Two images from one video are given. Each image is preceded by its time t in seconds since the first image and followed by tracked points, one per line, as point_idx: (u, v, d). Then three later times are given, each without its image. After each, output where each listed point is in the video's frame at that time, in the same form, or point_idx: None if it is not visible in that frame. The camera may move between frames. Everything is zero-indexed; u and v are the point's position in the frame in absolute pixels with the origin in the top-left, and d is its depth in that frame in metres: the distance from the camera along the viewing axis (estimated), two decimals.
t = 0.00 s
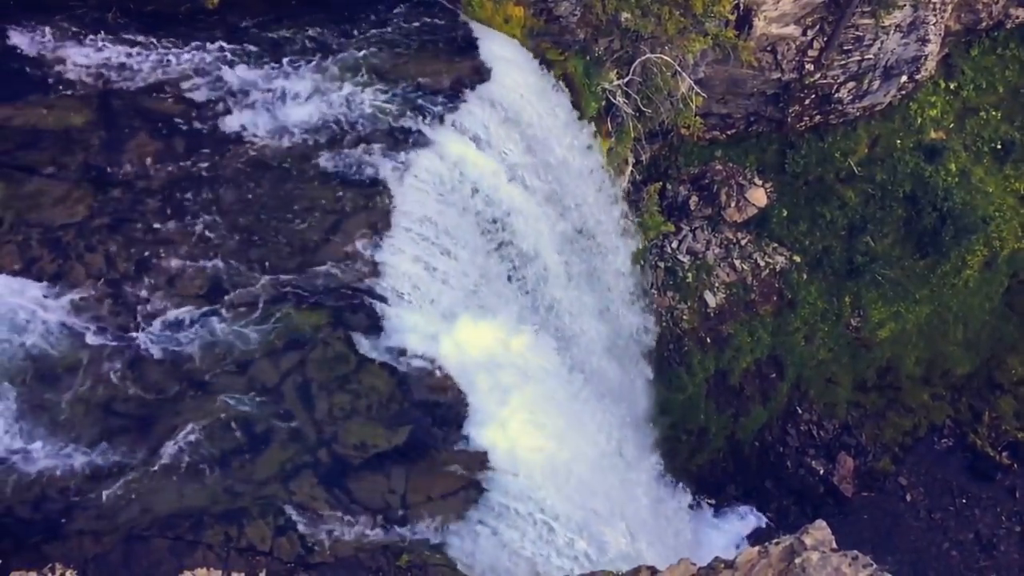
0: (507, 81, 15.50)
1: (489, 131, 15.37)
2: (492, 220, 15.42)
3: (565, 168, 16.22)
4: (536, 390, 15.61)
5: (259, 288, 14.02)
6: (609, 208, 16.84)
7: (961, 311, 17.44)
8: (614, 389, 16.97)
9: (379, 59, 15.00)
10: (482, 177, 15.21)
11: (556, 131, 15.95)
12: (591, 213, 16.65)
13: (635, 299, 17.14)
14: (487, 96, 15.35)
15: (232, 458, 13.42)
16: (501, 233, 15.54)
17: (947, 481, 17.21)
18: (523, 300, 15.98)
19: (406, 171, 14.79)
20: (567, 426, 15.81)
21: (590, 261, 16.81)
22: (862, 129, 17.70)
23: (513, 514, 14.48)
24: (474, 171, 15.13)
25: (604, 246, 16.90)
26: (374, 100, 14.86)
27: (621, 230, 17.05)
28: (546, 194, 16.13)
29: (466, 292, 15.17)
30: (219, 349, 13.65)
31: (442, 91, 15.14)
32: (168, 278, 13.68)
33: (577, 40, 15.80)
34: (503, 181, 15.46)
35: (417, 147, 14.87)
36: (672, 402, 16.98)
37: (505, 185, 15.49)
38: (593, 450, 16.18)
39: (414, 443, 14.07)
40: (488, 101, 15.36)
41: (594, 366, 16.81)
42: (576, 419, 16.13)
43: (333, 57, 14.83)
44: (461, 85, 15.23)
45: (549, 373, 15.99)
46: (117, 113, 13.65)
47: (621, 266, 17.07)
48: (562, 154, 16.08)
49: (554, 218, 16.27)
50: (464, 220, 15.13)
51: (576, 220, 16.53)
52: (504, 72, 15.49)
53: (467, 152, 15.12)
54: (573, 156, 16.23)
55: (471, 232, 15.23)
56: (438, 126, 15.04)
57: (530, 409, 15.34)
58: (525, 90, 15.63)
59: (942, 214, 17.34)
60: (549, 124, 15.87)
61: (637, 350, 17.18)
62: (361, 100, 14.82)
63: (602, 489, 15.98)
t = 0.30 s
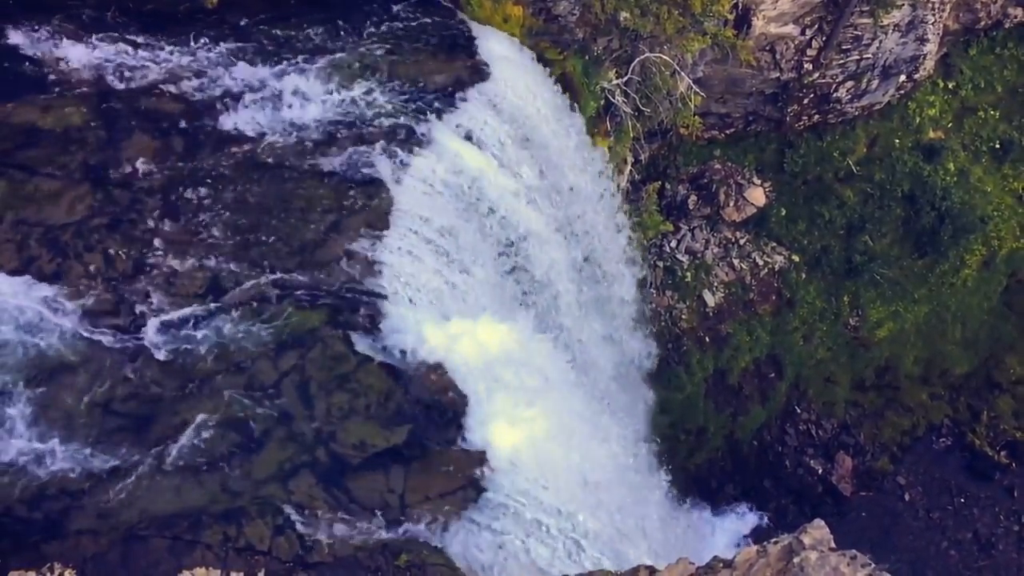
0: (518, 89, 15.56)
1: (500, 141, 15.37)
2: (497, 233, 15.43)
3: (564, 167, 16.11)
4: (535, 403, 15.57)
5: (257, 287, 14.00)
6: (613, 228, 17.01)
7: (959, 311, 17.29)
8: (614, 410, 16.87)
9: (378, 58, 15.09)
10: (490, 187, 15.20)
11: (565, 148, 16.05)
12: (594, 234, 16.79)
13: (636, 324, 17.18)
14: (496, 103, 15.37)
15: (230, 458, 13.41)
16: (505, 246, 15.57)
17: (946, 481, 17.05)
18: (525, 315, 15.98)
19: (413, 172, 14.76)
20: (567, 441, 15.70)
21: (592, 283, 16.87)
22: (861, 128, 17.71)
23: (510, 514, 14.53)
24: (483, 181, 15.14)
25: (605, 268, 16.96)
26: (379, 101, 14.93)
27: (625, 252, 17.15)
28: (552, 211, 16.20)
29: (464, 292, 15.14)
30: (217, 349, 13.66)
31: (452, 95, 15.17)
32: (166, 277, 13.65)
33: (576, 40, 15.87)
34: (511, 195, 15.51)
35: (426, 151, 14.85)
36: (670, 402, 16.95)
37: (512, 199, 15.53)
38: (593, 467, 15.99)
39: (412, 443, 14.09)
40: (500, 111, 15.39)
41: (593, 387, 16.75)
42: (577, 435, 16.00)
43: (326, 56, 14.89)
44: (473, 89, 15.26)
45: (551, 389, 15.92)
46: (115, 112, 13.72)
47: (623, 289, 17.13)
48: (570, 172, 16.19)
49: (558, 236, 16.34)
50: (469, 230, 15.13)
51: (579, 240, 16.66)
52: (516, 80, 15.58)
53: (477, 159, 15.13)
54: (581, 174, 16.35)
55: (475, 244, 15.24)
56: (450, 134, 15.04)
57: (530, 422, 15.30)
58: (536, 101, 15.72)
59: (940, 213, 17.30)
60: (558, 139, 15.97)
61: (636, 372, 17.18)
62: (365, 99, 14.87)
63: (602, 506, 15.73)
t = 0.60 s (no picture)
0: (533, 106, 15.97)
1: (511, 158, 15.88)
2: (507, 247, 15.76)
3: (558, 165, 16.37)
4: (536, 418, 15.65)
5: (256, 285, 14.10)
6: (618, 253, 17.24)
7: (958, 309, 17.14)
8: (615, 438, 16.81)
9: (374, 57, 15.09)
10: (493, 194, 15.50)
11: (574, 169, 16.52)
12: (598, 258, 17.12)
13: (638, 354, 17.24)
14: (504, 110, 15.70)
15: (229, 457, 13.46)
16: (505, 254, 15.85)
17: (945, 479, 17.01)
18: (528, 331, 16.19)
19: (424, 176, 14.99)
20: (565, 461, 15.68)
21: (595, 307, 17.09)
22: (860, 128, 17.45)
23: (507, 510, 14.63)
24: (494, 193, 15.52)
25: (607, 293, 17.18)
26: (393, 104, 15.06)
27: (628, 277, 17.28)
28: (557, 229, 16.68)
29: (461, 290, 15.31)
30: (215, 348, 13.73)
31: (467, 106, 15.45)
32: (164, 276, 13.73)
33: (574, 38, 15.76)
34: (519, 210, 15.95)
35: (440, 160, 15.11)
36: (669, 401, 16.90)
37: (519, 214, 15.94)
38: (590, 488, 15.84)
39: (410, 441, 14.13)
40: (514, 128, 15.88)
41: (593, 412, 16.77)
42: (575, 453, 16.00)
43: (333, 54, 14.91)
44: (489, 100, 15.59)
45: (552, 410, 15.99)
46: (112, 112, 13.72)
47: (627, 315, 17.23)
48: (576, 194, 16.71)
49: (563, 257, 16.71)
50: (479, 241, 15.45)
51: (582, 264, 17.00)
52: (534, 96, 15.96)
53: (489, 171, 15.51)
54: (588, 195, 16.79)
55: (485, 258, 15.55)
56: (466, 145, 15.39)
57: (526, 418, 15.43)
58: (550, 119, 16.16)
59: (940, 212, 17.06)
60: (566, 159, 16.43)
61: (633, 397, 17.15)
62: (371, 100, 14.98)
63: (597, 502, 15.86)
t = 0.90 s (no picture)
0: (549, 122, 16.03)
1: (523, 175, 16.02)
2: (511, 265, 15.95)
3: (558, 164, 16.30)
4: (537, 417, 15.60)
5: (256, 285, 14.18)
6: (622, 277, 17.26)
7: (956, 307, 17.14)
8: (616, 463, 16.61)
9: (374, 57, 15.05)
10: (492, 193, 15.49)
11: (577, 174, 16.50)
12: (603, 281, 17.14)
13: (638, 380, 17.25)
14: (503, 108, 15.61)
15: (227, 456, 13.47)
16: (505, 254, 15.85)
17: (944, 477, 17.05)
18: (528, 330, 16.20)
19: (436, 187, 15.10)
20: (569, 479, 15.47)
21: (598, 330, 17.12)
22: (858, 126, 17.42)
23: (508, 509, 14.60)
24: (503, 209, 15.64)
25: (610, 316, 17.20)
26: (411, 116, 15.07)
27: (632, 301, 17.29)
28: (565, 249, 16.72)
29: (460, 289, 15.34)
30: (214, 346, 13.78)
31: (484, 119, 15.49)
32: (163, 275, 13.78)
33: (573, 37, 15.77)
34: (527, 228, 16.03)
35: (454, 173, 15.17)
36: (669, 399, 16.94)
37: (519, 213, 15.90)
38: (591, 494, 15.77)
39: (411, 438, 14.09)
40: (528, 147, 15.98)
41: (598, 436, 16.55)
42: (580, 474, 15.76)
43: (332, 52, 14.88)
44: (506, 114, 15.65)
45: (559, 430, 15.80)
46: (112, 110, 13.64)
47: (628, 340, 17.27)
48: (585, 215, 16.80)
49: (570, 277, 16.75)
50: (484, 258, 15.63)
51: (589, 286, 17.02)
52: (552, 114, 16.02)
53: (501, 186, 15.62)
54: (595, 216, 16.91)
55: (490, 276, 15.74)
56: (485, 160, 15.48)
57: (527, 417, 15.36)
58: (564, 137, 16.22)
59: (938, 210, 16.99)
60: (576, 178, 16.52)
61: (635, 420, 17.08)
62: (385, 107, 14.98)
63: (598, 501, 15.83)
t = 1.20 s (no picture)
0: (563, 143, 16.18)
1: (534, 196, 16.16)
2: (519, 284, 16.07)
3: (557, 161, 16.21)
4: (535, 414, 15.68)
5: (254, 282, 14.31)
6: (627, 302, 17.20)
7: (954, 306, 17.11)
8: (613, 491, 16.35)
9: (371, 55, 14.98)
10: (491, 191, 15.48)
11: (575, 171, 16.43)
12: (609, 305, 17.08)
13: (639, 410, 17.17)
14: (501, 105, 15.55)
15: (226, 454, 13.76)
16: (505, 251, 15.85)
17: (942, 475, 17.07)
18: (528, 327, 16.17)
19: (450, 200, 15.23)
20: (567, 476, 15.60)
21: (602, 356, 17.09)
22: (856, 124, 17.31)
23: (504, 505, 14.87)
24: (510, 222, 15.77)
25: (614, 342, 17.15)
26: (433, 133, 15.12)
27: (635, 326, 17.23)
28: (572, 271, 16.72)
29: (459, 286, 15.40)
30: (213, 343, 13.96)
31: (501, 137, 15.61)
32: (161, 274, 13.82)
33: (572, 35, 15.72)
34: (535, 248, 16.14)
35: (467, 190, 15.32)
36: (668, 398, 16.96)
37: (519, 210, 15.87)
38: (589, 491, 15.85)
39: (406, 438, 14.59)
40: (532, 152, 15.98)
41: (598, 462, 16.32)
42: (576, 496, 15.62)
43: (329, 51, 14.81)
44: (522, 133, 15.79)
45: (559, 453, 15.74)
46: (110, 108, 13.55)
47: (628, 367, 17.25)
48: (592, 238, 16.89)
49: (576, 301, 16.73)
50: (492, 276, 15.76)
51: (595, 312, 16.93)
52: (567, 135, 16.18)
53: (514, 204, 15.80)
54: (602, 240, 16.99)
55: (498, 295, 15.87)
56: (502, 177, 15.66)
57: (524, 414, 15.54)
58: (576, 159, 16.39)
59: (936, 208, 16.87)
60: (585, 200, 16.66)
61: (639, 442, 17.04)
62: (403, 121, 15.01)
63: (597, 499, 15.92)
